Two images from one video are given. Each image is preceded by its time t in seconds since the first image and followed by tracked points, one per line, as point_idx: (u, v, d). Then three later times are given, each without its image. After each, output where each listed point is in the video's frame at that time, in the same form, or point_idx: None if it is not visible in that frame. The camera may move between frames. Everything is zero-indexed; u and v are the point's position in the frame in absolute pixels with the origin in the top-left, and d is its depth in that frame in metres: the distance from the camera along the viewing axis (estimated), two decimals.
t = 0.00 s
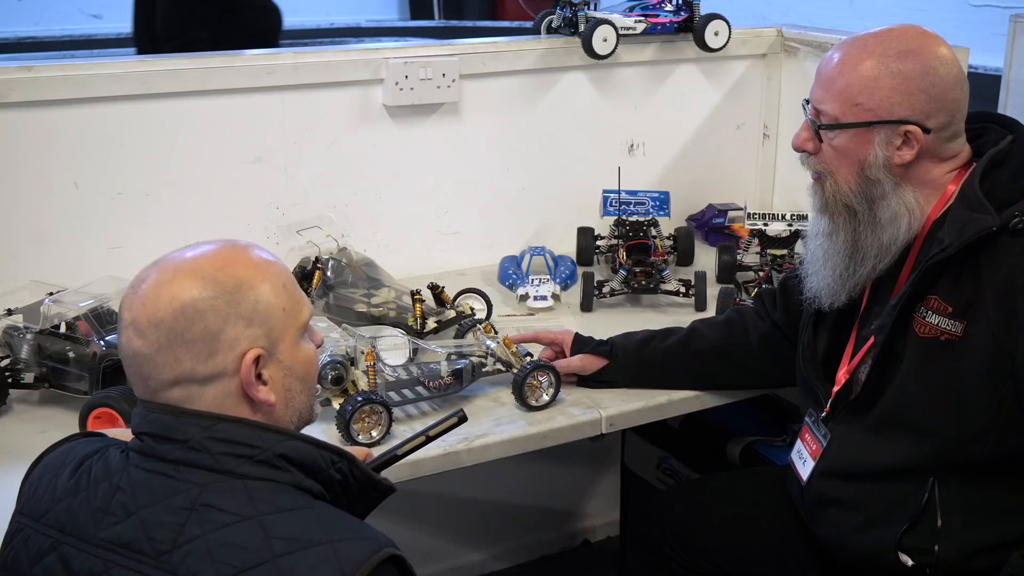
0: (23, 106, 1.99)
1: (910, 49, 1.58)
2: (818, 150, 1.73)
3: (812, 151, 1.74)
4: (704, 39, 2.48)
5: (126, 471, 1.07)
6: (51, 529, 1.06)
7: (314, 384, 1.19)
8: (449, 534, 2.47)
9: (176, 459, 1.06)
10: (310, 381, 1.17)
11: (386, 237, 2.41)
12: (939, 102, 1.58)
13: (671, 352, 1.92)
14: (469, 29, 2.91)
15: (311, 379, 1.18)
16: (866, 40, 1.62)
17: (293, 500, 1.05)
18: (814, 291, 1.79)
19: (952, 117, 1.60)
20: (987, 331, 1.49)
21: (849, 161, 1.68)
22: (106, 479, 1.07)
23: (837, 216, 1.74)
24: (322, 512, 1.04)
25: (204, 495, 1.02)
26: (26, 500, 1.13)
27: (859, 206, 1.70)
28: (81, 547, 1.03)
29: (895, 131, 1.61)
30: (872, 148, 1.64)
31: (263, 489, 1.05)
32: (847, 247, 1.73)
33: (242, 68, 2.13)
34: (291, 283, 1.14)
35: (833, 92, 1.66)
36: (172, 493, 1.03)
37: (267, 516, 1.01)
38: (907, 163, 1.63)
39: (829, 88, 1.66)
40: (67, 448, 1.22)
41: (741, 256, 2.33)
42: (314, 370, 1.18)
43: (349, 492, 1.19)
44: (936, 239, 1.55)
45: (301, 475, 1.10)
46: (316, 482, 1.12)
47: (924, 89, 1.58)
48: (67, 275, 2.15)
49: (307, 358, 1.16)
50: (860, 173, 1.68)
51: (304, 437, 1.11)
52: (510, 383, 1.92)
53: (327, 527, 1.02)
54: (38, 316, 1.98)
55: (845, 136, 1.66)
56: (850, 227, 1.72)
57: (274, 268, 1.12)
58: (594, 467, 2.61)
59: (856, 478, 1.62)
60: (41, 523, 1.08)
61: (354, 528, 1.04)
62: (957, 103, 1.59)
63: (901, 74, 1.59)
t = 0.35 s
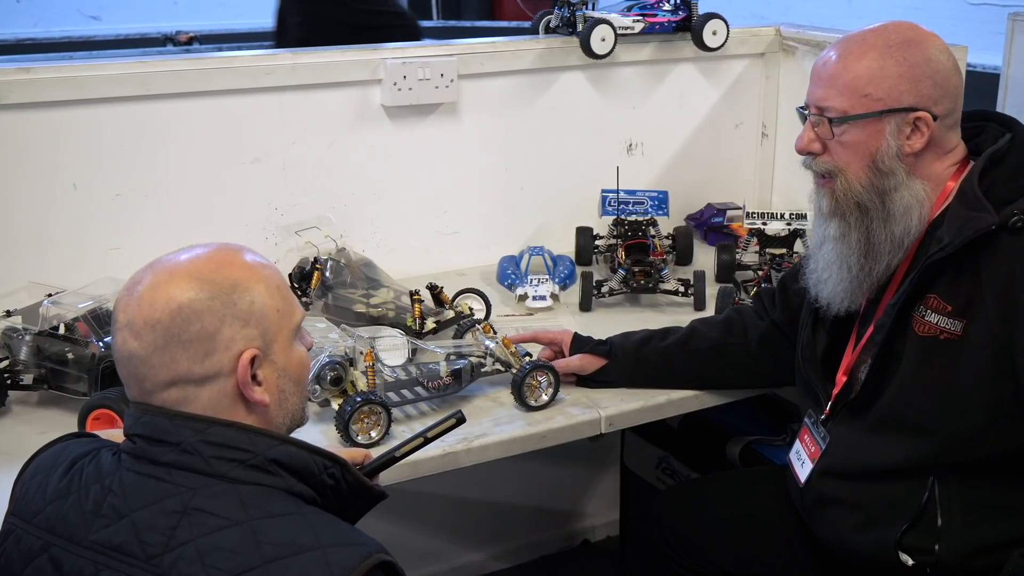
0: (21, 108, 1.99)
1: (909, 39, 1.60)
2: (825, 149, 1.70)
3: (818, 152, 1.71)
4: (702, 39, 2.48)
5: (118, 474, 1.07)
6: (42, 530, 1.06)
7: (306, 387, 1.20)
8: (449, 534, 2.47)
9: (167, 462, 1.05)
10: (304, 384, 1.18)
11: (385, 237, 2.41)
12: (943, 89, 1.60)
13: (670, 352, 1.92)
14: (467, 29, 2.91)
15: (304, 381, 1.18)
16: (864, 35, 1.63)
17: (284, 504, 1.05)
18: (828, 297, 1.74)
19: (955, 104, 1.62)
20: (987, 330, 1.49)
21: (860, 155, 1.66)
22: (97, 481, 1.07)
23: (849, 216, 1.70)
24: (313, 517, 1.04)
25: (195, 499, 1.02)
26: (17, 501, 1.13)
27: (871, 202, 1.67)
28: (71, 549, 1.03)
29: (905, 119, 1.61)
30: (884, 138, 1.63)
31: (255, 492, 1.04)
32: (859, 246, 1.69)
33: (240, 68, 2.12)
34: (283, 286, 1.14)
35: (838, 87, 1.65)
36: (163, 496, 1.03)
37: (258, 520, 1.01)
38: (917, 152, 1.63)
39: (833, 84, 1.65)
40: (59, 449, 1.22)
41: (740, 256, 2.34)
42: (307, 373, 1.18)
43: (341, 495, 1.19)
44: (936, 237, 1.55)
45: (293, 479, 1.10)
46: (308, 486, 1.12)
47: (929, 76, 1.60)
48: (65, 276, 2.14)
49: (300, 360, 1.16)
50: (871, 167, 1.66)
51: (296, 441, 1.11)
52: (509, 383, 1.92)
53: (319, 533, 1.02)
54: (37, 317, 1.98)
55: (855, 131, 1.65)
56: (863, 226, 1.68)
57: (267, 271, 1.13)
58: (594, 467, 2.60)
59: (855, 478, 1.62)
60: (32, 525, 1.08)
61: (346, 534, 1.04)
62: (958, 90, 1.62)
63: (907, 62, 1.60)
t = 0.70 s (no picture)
0: (20, 109, 1.99)
1: (909, 36, 1.61)
2: (825, 147, 1.70)
3: (819, 150, 1.71)
4: (701, 38, 2.48)
5: (115, 477, 1.07)
6: (40, 533, 1.06)
7: (306, 389, 1.18)
8: (449, 534, 2.47)
9: (164, 464, 1.05)
10: (299, 386, 1.16)
11: (385, 237, 2.41)
12: (943, 85, 1.61)
13: (669, 351, 1.92)
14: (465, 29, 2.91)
15: (301, 384, 1.17)
16: (865, 33, 1.64)
17: (280, 507, 1.05)
18: (828, 296, 1.73)
19: (954, 101, 1.63)
20: (986, 330, 1.49)
21: (861, 152, 1.66)
22: (95, 485, 1.07)
23: (851, 212, 1.70)
24: (309, 520, 1.04)
25: (192, 502, 1.02)
26: (16, 504, 1.14)
27: (873, 200, 1.66)
28: (68, 552, 1.03)
29: (906, 115, 1.61)
30: (885, 135, 1.63)
31: (252, 495, 1.05)
32: (863, 244, 1.69)
33: (238, 69, 2.13)
34: (274, 287, 1.13)
35: (840, 83, 1.65)
36: (160, 499, 1.03)
37: (255, 523, 1.01)
38: (918, 148, 1.63)
39: (834, 81, 1.66)
40: (57, 451, 1.22)
41: (739, 255, 2.34)
42: (303, 375, 1.16)
43: (340, 498, 1.19)
44: (934, 235, 1.55)
45: (291, 482, 1.10)
46: (305, 489, 1.12)
47: (929, 72, 1.60)
48: (65, 277, 2.14)
49: (295, 361, 1.15)
50: (873, 163, 1.66)
51: (293, 444, 1.11)
52: (508, 383, 1.92)
53: (316, 536, 1.02)
54: (36, 318, 1.98)
55: (856, 128, 1.65)
56: (864, 223, 1.68)
57: (255, 272, 1.11)
58: (593, 466, 2.60)
59: (853, 477, 1.62)
60: (30, 527, 1.08)
61: (343, 537, 1.04)
62: (957, 86, 1.63)
63: (908, 58, 1.61)
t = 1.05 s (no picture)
0: (19, 109, 1.99)
1: (905, 36, 1.62)
2: (824, 147, 1.70)
3: (818, 148, 1.71)
4: (700, 38, 2.49)
5: (126, 475, 1.07)
6: (50, 531, 1.06)
7: (315, 387, 1.18)
8: (448, 535, 2.47)
9: (175, 462, 1.05)
10: (308, 385, 1.16)
11: (384, 237, 2.41)
12: (940, 84, 1.61)
13: (669, 351, 1.92)
14: (463, 30, 2.92)
15: (310, 382, 1.17)
16: (862, 33, 1.65)
17: (290, 504, 1.05)
18: (829, 294, 1.73)
19: (951, 100, 1.63)
20: (985, 328, 1.49)
21: (860, 150, 1.67)
22: (105, 482, 1.07)
23: (850, 212, 1.70)
24: (319, 517, 1.04)
25: (202, 499, 1.02)
26: (25, 503, 1.14)
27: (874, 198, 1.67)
28: (79, 549, 1.02)
29: (905, 113, 1.61)
30: (885, 133, 1.63)
31: (261, 492, 1.04)
32: (860, 240, 1.69)
33: (238, 69, 2.12)
34: (283, 286, 1.13)
35: (838, 83, 1.65)
36: (170, 496, 1.03)
37: (264, 520, 1.01)
38: (918, 146, 1.63)
39: (833, 81, 1.66)
40: (64, 451, 1.22)
41: (738, 254, 2.35)
42: (312, 373, 1.16)
43: (349, 497, 1.18)
44: (931, 235, 1.56)
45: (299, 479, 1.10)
46: (314, 486, 1.12)
47: (926, 71, 1.61)
48: (63, 277, 2.14)
49: (304, 360, 1.15)
50: (872, 161, 1.66)
51: (302, 441, 1.11)
52: (508, 382, 1.92)
53: (325, 532, 1.02)
54: (35, 319, 1.97)
55: (854, 127, 1.65)
56: (863, 221, 1.68)
57: (263, 272, 1.11)
58: (593, 466, 2.60)
59: (854, 476, 1.63)
60: (39, 525, 1.08)
61: (352, 533, 1.04)
62: (954, 85, 1.63)
63: (904, 57, 1.61)
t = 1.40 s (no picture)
0: (19, 109, 1.99)
1: (907, 34, 1.62)
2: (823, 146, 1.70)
3: (817, 144, 1.71)
4: (699, 38, 2.50)
5: (126, 473, 1.07)
6: (51, 530, 1.06)
7: (315, 387, 1.19)
8: (447, 535, 2.47)
9: (174, 460, 1.05)
10: (308, 384, 1.16)
11: (383, 237, 2.41)
12: (941, 83, 1.61)
13: (668, 350, 1.92)
14: (462, 30, 2.92)
15: (310, 382, 1.17)
16: (864, 30, 1.65)
17: (292, 500, 1.05)
18: (827, 294, 1.73)
19: (951, 99, 1.63)
20: (984, 327, 1.49)
21: (859, 149, 1.67)
22: (106, 480, 1.07)
23: (849, 211, 1.70)
24: (320, 513, 1.04)
25: (203, 497, 1.02)
26: (25, 501, 1.14)
27: (873, 198, 1.67)
28: (80, 547, 1.03)
29: (904, 112, 1.62)
30: (883, 133, 1.63)
31: (261, 489, 1.04)
32: (859, 239, 1.69)
33: (237, 69, 2.13)
34: (282, 286, 1.13)
35: (839, 79, 1.65)
36: (171, 494, 1.03)
37: (265, 517, 1.01)
38: (916, 145, 1.63)
39: (834, 77, 1.66)
40: (64, 450, 1.22)
41: (737, 254, 2.35)
42: (311, 373, 1.17)
43: (349, 493, 1.18)
44: (931, 234, 1.56)
45: (300, 476, 1.10)
46: (315, 483, 1.12)
47: (927, 69, 1.61)
48: (63, 277, 2.14)
49: (303, 359, 1.15)
50: (871, 159, 1.66)
51: (302, 439, 1.11)
52: (507, 382, 1.92)
53: (327, 529, 1.02)
54: (35, 318, 1.98)
55: (853, 126, 1.65)
56: (862, 220, 1.69)
57: (262, 272, 1.11)
58: (592, 466, 2.60)
59: (854, 475, 1.62)
60: (40, 524, 1.08)
61: (353, 530, 1.04)
62: (955, 85, 1.63)
63: (905, 54, 1.61)
